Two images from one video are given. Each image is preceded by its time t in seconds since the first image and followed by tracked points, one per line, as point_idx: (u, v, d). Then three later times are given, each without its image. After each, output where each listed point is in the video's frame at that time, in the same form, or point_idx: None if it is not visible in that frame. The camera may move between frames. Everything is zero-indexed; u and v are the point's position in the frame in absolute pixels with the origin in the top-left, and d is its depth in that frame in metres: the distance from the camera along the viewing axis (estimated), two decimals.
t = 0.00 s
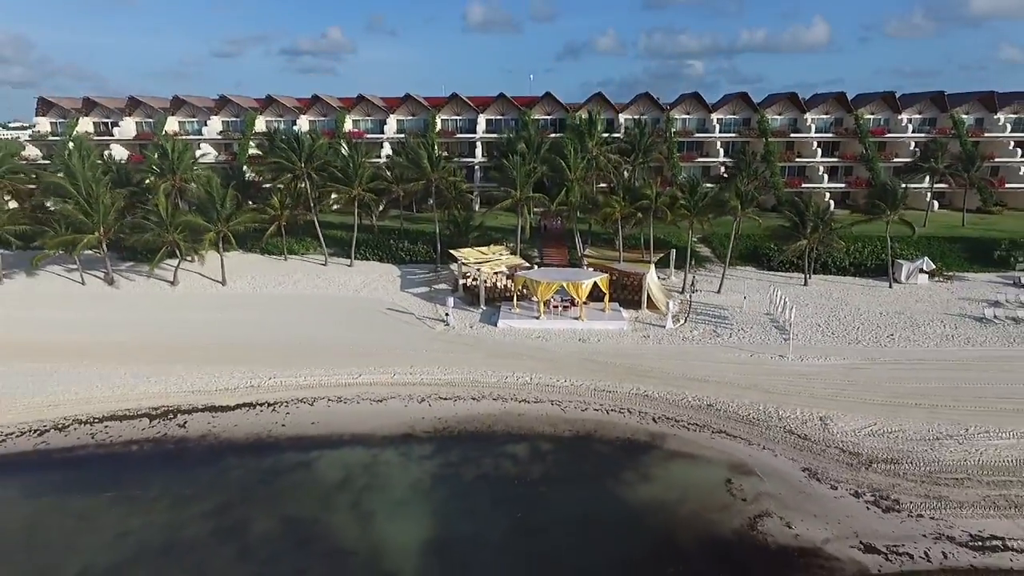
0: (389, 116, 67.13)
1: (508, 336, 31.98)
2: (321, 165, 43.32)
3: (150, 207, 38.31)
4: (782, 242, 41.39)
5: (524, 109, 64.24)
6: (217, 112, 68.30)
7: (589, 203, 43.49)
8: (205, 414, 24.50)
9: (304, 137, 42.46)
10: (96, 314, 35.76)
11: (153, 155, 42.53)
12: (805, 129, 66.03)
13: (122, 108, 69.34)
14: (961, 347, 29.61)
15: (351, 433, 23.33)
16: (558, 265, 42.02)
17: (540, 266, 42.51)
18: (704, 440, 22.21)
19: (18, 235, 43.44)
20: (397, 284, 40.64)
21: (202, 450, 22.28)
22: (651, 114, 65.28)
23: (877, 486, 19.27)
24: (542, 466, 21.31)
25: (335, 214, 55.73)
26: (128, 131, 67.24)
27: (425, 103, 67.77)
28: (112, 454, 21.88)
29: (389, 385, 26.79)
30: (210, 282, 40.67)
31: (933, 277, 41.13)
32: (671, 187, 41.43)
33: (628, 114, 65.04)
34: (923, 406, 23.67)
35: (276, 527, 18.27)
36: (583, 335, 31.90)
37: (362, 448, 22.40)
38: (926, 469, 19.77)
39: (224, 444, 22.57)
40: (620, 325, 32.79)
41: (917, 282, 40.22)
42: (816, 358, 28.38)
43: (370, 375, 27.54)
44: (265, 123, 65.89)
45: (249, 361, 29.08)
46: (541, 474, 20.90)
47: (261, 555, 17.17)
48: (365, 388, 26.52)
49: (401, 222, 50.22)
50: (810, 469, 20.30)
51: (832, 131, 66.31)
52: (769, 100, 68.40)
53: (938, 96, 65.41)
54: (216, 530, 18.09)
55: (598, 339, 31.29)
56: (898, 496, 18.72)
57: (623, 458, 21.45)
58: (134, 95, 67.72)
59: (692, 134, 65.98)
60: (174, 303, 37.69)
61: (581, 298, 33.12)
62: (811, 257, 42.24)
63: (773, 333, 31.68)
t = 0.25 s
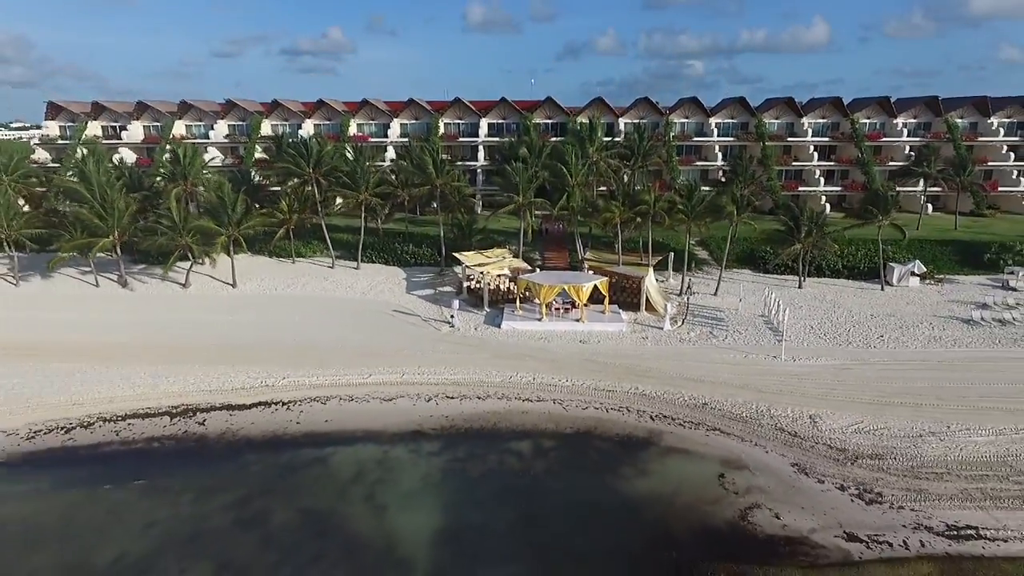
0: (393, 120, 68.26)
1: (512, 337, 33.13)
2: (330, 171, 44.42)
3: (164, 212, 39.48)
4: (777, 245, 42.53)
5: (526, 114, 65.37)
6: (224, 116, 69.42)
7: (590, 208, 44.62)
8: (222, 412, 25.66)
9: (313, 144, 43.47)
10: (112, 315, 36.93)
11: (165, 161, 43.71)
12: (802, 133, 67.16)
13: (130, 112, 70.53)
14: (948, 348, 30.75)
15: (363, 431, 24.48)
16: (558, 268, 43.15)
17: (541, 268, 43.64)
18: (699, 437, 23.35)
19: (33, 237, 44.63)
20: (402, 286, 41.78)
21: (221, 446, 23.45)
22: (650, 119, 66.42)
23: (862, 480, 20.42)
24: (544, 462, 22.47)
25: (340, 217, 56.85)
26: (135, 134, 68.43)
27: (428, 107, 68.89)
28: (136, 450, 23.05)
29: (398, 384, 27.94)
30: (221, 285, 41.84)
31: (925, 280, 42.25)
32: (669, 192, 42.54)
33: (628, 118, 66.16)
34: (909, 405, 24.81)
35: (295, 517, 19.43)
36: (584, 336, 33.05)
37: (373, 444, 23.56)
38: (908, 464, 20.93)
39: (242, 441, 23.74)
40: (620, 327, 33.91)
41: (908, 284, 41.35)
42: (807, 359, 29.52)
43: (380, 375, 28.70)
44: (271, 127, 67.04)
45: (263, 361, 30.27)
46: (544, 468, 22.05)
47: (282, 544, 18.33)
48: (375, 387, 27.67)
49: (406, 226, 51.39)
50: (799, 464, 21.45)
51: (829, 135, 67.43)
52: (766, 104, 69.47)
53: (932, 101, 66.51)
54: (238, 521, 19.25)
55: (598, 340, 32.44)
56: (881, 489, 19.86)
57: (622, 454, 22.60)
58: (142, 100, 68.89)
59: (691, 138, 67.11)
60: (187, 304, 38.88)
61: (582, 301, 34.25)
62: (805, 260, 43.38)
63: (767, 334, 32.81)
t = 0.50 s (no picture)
0: (396, 123, 69.38)
1: (515, 339, 34.27)
2: (337, 176, 45.52)
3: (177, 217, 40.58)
4: (773, 249, 43.67)
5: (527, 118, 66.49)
6: (230, 120, 70.52)
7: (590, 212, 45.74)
8: (239, 410, 26.79)
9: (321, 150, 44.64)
10: (126, 317, 38.06)
11: (176, 166, 44.84)
12: (799, 137, 68.27)
13: (138, 116, 71.65)
14: (936, 349, 31.89)
15: (373, 429, 25.61)
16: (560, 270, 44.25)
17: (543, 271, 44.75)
18: (694, 434, 24.49)
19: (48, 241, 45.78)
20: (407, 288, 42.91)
21: (239, 443, 24.57)
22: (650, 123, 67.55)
23: (848, 475, 21.55)
24: (547, 458, 23.59)
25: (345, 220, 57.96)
26: (143, 138, 69.60)
27: (431, 111, 70.01)
28: (158, 447, 24.18)
29: (406, 384, 29.09)
30: (231, 287, 42.97)
31: (916, 283, 43.40)
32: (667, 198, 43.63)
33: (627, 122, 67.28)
34: (895, 404, 25.94)
35: (312, 510, 20.56)
36: (585, 338, 34.19)
37: (384, 441, 24.69)
38: (893, 460, 22.06)
39: (259, 438, 24.86)
40: (620, 329, 35.03)
41: (900, 287, 42.49)
42: (800, 359, 30.67)
43: (388, 375, 29.83)
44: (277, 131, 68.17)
45: (275, 361, 31.40)
46: (547, 464, 23.18)
47: (300, 535, 19.45)
48: (384, 387, 28.81)
49: (411, 229, 52.54)
50: (789, 460, 22.58)
51: (825, 139, 68.55)
52: (764, 108, 70.56)
53: (927, 106, 67.66)
54: (259, 513, 20.38)
55: (599, 342, 33.59)
56: (866, 484, 21.00)
57: (621, 450, 23.73)
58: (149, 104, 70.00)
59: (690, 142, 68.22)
60: (199, 306, 40.03)
61: (583, 303, 35.38)
62: (800, 263, 44.52)
63: (761, 335, 33.95)
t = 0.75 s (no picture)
0: (399, 127, 70.49)
1: (518, 340, 35.40)
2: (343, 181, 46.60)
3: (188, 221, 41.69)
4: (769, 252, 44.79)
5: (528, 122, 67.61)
6: (236, 124, 71.59)
7: (591, 216, 46.82)
8: (253, 410, 27.87)
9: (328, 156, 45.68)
10: (139, 319, 39.14)
11: (187, 171, 45.95)
12: (796, 141, 69.37)
13: (145, 120, 72.75)
14: (924, 350, 33.02)
15: (383, 427, 26.72)
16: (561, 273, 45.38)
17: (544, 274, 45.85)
18: (690, 432, 25.60)
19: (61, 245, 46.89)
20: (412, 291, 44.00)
21: (255, 441, 25.66)
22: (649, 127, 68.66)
23: (836, 470, 22.67)
24: (550, 454, 24.70)
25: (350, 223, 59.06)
26: (150, 141, 70.69)
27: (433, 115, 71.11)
28: (178, 444, 25.28)
29: (413, 384, 30.20)
30: (240, 290, 44.08)
31: (908, 285, 44.53)
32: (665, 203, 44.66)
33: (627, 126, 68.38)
34: (883, 403, 27.06)
35: (327, 504, 21.66)
36: (586, 339, 35.31)
37: (394, 439, 25.79)
38: (879, 457, 23.18)
39: (274, 436, 25.96)
40: (619, 331, 36.14)
41: (892, 289, 43.63)
42: (793, 360, 31.80)
43: (396, 376, 30.95)
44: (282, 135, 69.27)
45: (286, 362, 32.51)
46: (550, 461, 24.29)
47: (316, 527, 20.55)
48: (392, 387, 29.92)
49: (414, 232, 53.66)
50: (780, 456, 23.69)
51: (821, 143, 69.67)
52: (762, 112, 71.65)
53: (921, 110, 68.80)
54: (276, 507, 21.46)
55: (599, 343, 34.71)
56: (852, 479, 22.11)
57: (620, 448, 24.82)
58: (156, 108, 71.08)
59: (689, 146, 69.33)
60: (210, 308, 41.15)
61: (583, 306, 36.51)
62: (795, 266, 45.66)
63: (756, 337, 35.07)
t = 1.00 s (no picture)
0: (403, 131, 71.57)
1: (521, 342, 36.47)
2: (350, 186, 47.71)
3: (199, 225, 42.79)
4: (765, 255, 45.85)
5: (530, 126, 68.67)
6: (241, 127, 72.66)
7: (591, 220, 47.88)
8: (267, 409, 28.95)
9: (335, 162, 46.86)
10: (152, 321, 40.19)
11: (197, 176, 47.02)
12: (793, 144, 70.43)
13: (152, 123, 73.84)
14: (915, 352, 34.07)
15: (392, 425, 27.79)
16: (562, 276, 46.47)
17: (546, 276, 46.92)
18: (687, 430, 26.67)
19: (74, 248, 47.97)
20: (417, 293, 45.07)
21: (269, 438, 26.73)
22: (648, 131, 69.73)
23: (825, 467, 23.74)
24: (552, 452, 25.78)
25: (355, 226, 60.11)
26: (158, 145, 71.78)
27: (436, 119, 72.19)
28: (196, 442, 26.35)
29: (420, 384, 31.28)
30: (249, 292, 45.15)
31: (902, 288, 45.58)
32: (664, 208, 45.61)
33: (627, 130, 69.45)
34: (873, 403, 28.13)
35: (340, 498, 22.74)
36: (587, 340, 36.40)
37: (402, 437, 26.86)
38: (867, 454, 24.24)
39: (288, 435, 27.03)
40: (619, 333, 37.20)
41: (885, 292, 44.68)
42: (787, 361, 32.87)
43: (403, 376, 32.03)
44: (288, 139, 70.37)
45: (297, 363, 33.61)
46: (552, 458, 25.37)
47: (331, 520, 21.64)
48: (400, 387, 31.01)
49: (418, 235, 54.75)
50: (773, 454, 24.76)
51: (818, 146, 70.71)
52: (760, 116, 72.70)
53: (917, 114, 69.81)
54: (292, 501, 22.53)
55: (599, 345, 35.78)
56: (841, 475, 23.19)
57: (619, 445, 25.89)
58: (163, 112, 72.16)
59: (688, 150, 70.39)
60: (220, 310, 42.20)
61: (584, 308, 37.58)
62: (791, 268, 46.72)
63: (752, 338, 36.14)
